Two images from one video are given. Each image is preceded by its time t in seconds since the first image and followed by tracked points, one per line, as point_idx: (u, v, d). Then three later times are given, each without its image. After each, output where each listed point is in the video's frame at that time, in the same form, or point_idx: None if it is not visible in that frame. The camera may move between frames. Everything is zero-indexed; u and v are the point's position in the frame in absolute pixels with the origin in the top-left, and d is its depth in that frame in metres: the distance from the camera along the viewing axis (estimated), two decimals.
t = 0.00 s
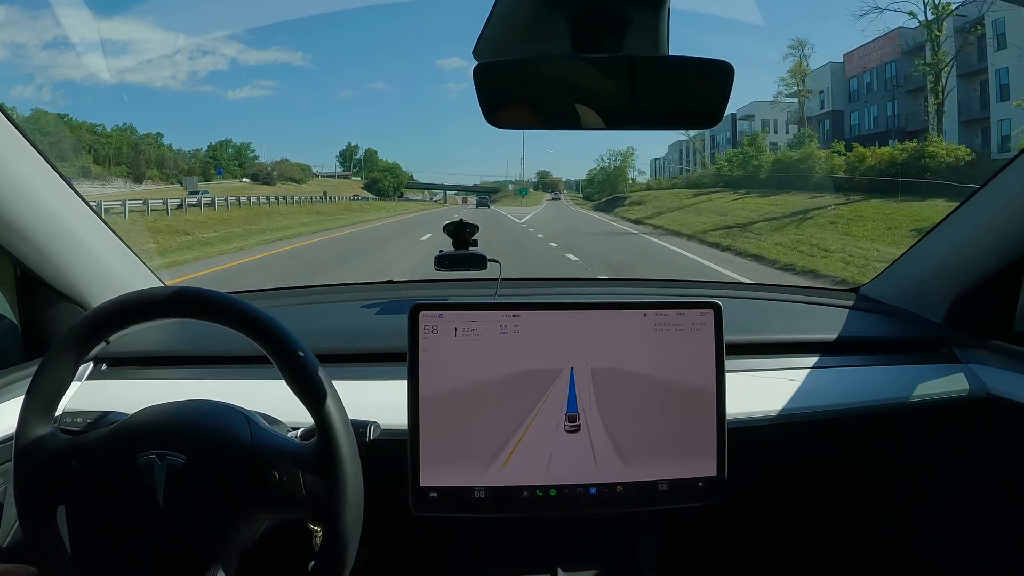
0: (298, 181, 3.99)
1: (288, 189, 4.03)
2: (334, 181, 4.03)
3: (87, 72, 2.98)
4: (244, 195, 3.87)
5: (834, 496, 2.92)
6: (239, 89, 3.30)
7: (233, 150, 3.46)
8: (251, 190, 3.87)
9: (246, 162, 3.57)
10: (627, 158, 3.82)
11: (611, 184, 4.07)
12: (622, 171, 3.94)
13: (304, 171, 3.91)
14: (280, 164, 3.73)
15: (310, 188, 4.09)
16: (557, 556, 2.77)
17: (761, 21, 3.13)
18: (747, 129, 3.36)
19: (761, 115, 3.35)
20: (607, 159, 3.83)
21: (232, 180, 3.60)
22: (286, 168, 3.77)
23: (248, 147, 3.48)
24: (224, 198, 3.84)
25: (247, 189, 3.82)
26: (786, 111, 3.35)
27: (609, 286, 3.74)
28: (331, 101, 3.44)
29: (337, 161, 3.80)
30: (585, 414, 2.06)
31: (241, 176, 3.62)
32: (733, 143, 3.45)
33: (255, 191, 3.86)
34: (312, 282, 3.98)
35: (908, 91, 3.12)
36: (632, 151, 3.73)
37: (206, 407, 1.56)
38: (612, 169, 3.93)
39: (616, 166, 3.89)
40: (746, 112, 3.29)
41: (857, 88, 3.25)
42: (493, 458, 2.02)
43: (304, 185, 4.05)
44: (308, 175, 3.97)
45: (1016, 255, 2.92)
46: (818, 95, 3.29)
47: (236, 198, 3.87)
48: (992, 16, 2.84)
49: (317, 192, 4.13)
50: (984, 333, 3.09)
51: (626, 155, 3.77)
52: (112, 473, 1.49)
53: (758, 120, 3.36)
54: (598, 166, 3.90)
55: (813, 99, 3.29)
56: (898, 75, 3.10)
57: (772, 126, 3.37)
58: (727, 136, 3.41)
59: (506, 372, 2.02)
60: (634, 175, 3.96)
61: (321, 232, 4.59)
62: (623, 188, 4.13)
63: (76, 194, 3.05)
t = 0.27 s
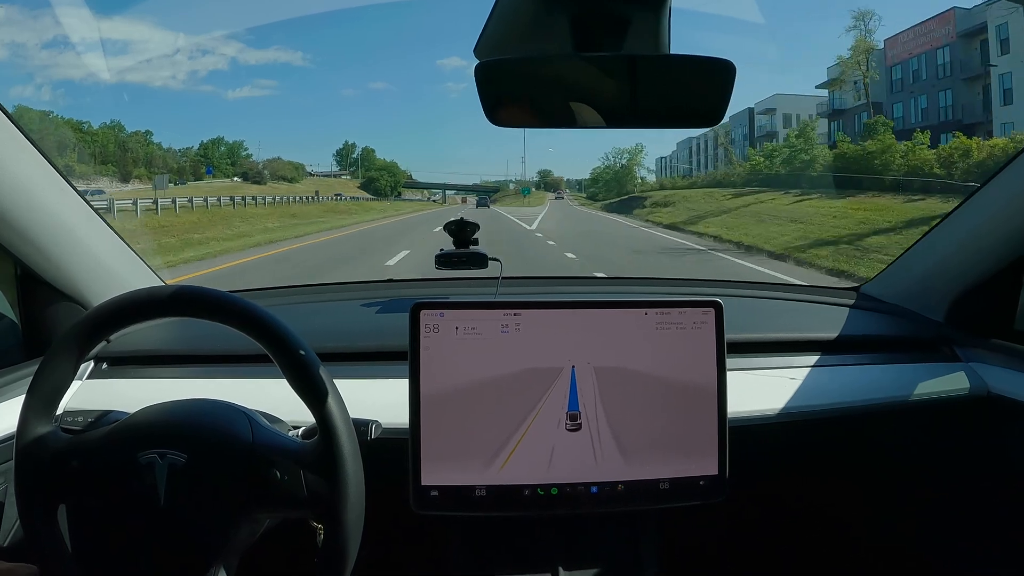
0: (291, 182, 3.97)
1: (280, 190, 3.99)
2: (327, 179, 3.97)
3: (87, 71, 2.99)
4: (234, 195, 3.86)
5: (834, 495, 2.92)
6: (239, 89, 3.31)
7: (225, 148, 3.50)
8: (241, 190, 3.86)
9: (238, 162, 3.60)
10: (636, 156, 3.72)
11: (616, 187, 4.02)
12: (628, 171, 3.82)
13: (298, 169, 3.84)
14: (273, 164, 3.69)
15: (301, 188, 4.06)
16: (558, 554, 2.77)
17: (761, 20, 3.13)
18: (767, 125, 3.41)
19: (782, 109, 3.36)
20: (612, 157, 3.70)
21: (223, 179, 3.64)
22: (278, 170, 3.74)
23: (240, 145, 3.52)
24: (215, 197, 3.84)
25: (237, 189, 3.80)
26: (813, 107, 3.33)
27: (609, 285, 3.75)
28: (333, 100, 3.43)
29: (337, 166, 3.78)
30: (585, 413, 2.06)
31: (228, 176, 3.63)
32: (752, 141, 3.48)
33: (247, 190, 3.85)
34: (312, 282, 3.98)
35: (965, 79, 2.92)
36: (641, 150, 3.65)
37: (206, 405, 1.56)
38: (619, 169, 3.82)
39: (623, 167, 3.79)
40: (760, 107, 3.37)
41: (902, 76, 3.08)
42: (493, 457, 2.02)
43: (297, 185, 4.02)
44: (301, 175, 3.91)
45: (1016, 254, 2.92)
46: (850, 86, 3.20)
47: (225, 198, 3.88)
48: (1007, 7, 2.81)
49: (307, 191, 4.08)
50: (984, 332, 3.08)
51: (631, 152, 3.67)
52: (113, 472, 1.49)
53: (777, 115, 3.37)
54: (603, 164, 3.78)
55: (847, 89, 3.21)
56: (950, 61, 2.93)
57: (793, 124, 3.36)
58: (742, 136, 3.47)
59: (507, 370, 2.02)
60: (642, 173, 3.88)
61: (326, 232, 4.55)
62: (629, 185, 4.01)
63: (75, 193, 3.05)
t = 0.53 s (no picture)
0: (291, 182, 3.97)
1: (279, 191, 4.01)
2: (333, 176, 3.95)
3: (87, 71, 2.99)
4: (223, 194, 3.84)
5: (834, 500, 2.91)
6: (239, 89, 3.32)
7: (216, 147, 3.52)
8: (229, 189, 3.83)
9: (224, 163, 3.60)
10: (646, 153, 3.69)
11: (623, 187, 3.96)
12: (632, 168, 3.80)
13: (289, 168, 3.81)
14: (266, 162, 3.66)
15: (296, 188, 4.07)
16: (556, 556, 2.77)
17: (762, 24, 3.13)
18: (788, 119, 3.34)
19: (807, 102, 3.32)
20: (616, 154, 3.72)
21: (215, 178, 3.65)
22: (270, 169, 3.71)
23: (233, 143, 3.54)
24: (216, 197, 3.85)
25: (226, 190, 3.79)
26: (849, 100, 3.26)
27: (609, 288, 3.74)
28: (331, 100, 3.42)
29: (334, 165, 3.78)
30: (585, 416, 2.06)
31: (218, 175, 3.64)
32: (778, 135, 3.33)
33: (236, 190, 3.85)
34: (312, 283, 3.98)
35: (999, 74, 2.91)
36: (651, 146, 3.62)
37: (205, 407, 1.55)
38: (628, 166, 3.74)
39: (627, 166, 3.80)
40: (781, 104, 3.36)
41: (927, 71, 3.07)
42: (493, 460, 2.02)
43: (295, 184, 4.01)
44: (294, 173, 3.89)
45: (1016, 259, 2.93)
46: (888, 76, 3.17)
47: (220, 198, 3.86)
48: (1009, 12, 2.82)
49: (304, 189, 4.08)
50: (983, 337, 3.08)
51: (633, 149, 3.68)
52: (112, 474, 1.49)
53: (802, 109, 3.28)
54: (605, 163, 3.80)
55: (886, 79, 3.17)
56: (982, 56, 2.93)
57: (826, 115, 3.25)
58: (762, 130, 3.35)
59: (507, 373, 2.02)
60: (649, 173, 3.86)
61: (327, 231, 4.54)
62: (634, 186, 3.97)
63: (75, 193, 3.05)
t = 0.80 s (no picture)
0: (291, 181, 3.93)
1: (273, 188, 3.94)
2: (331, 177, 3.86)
3: (87, 71, 3.00)
4: (209, 194, 3.80)
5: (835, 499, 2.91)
6: (239, 88, 3.30)
7: (207, 146, 3.50)
8: (215, 188, 3.78)
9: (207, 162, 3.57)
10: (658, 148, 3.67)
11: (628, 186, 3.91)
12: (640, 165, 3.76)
13: (281, 166, 3.74)
14: (253, 160, 3.59)
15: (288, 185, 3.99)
16: (556, 556, 2.77)
17: (761, 23, 3.13)
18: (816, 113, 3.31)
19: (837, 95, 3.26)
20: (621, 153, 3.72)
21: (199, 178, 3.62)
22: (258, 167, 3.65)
23: (225, 141, 3.48)
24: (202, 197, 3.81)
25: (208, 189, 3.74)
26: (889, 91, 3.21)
27: (609, 288, 3.74)
28: (331, 100, 3.41)
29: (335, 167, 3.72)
30: (585, 416, 2.06)
31: (205, 175, 3.61)
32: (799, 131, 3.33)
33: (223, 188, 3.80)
34: (312, 283, 3.98)
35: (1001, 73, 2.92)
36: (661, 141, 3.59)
37: (206, 407, 1.56)
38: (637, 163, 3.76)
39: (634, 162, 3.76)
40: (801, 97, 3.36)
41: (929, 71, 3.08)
42: (493, 460, 2.02)
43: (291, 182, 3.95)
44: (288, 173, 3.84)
45: (1016, 258, 2.93)
46: (937, 62, 3.05)
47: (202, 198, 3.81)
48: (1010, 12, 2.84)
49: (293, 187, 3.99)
50: (984, 335, 3.08)
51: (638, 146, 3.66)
52: (112, 474, 1.49)
53: (831, 102, 3.21)
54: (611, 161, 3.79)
55: (935, 67, 3.05)
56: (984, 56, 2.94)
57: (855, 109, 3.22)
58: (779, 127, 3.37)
59: (507, 373, 2.02)
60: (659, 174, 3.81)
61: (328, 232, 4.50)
62: (637, 185, 3.92)
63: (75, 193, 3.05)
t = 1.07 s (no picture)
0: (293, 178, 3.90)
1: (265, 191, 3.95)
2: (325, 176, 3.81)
3: (86, 71, 2.99)
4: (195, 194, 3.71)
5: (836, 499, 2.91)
6: (238, 88, 3.29)
7: (198, 144, 3.43)
8: (198, 188, 3.71)
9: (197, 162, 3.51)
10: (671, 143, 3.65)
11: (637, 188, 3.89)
12: (645, 165, 3.76)
13: (271, 165, 3.68)
14: (241, 158, 3.56)
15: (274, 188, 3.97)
16: (557, 556, 2.77)
17: (761, 23, 3.13)
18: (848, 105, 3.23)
19: (870, 86, 3.25)
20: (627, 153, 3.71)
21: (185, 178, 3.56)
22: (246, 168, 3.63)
23: (216, 138, 3.43)
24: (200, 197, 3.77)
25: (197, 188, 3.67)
26: (940, 81, 3.20)
27: (609, 288, 3.74)
28: (331, 99, 3.41)
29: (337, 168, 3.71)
30: (585, 416, 2.06)
31: (193, 175, 3.55)
32: (828, 126, 3.27)
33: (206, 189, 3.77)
34: (312, 284, 3.98)
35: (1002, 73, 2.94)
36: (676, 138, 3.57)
37: (207, 408, 1.56)
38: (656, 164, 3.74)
39: (638, 166, 3.77)
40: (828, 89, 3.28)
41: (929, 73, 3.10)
42: (494, 460, 2.02)
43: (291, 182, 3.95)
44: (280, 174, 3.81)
45: (1017, 257, 2.94)
46: (996, 48, 2.96)
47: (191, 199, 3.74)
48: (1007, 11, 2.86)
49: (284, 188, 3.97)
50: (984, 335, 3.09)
51: (641, 145, 3.68)
52: (113, 475, 1.49)
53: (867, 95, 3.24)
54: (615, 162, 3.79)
55: (992, 52, 2.97)
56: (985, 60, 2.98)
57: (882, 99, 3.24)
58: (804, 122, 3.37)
59: (508, 373, 2.02)
60: (671, 172, 3.75)
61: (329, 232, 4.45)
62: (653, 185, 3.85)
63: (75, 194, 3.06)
